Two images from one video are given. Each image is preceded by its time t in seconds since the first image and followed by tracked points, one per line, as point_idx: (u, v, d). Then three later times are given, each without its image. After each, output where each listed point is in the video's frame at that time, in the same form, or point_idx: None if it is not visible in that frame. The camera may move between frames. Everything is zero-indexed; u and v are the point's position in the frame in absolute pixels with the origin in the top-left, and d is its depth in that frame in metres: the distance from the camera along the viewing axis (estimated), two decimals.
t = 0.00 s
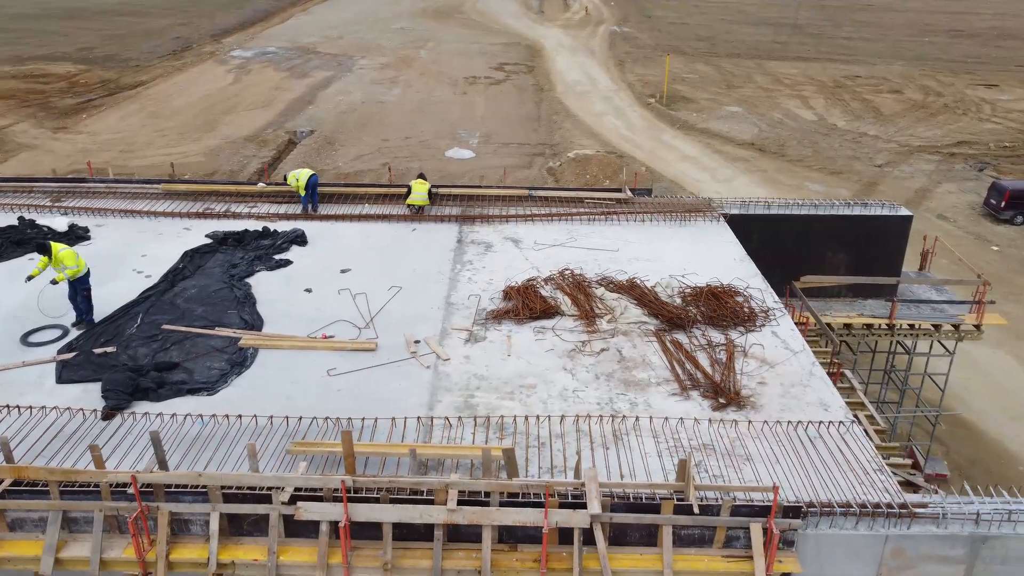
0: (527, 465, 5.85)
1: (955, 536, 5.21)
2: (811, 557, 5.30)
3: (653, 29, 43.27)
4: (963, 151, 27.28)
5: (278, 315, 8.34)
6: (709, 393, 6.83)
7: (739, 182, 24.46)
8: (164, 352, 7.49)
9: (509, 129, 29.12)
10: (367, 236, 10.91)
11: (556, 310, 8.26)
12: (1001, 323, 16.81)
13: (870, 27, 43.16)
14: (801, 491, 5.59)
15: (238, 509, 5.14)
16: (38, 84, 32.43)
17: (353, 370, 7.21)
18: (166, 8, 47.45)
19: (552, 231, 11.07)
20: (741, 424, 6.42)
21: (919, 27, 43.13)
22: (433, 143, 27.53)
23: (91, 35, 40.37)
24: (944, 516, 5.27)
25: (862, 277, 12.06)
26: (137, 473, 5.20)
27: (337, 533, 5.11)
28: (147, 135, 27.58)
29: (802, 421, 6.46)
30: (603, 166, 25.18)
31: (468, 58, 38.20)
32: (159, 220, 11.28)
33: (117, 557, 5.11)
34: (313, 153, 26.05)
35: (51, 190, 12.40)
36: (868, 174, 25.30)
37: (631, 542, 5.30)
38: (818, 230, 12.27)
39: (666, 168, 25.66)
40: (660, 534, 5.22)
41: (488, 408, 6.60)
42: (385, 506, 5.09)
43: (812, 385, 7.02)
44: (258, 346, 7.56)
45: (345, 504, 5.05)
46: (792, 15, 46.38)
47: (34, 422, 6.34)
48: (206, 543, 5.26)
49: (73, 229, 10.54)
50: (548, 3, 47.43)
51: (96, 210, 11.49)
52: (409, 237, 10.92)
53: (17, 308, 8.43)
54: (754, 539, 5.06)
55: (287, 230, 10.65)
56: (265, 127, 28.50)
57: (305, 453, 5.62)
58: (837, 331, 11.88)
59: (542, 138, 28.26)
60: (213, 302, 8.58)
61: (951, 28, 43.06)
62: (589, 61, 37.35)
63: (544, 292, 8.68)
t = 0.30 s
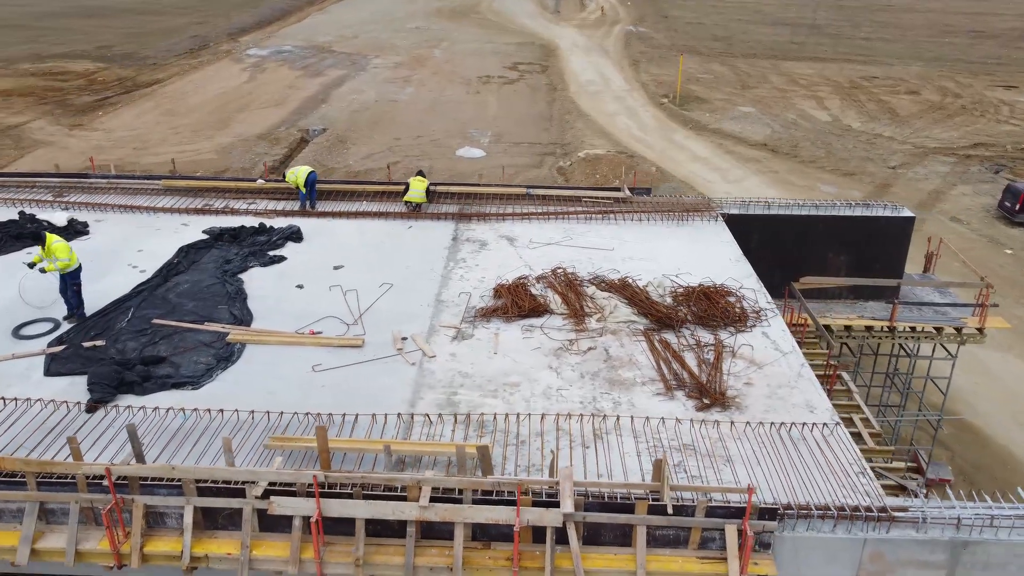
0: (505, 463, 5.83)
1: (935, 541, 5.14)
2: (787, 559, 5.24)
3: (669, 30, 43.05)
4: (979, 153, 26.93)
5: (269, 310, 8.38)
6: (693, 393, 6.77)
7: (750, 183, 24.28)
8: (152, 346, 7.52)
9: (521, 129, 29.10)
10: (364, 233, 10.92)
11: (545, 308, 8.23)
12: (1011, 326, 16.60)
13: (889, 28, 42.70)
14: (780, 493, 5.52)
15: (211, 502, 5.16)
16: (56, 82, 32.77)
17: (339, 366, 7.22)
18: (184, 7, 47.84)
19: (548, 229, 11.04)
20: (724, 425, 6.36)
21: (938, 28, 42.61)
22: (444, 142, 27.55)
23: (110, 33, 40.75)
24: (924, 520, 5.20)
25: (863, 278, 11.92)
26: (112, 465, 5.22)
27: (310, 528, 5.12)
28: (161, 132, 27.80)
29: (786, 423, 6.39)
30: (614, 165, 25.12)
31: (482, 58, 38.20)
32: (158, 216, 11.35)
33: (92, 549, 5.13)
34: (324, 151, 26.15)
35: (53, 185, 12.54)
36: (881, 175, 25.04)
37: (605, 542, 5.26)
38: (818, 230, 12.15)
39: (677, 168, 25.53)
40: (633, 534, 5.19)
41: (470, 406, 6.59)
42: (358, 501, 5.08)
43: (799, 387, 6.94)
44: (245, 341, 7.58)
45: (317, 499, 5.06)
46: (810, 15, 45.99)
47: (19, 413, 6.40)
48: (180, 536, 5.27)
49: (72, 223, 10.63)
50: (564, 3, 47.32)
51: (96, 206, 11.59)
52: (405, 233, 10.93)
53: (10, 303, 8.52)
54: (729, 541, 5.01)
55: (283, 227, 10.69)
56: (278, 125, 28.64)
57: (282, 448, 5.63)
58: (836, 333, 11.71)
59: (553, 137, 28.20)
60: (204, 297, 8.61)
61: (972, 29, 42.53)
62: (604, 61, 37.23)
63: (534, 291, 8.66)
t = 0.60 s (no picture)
0: (482, 461, 5.80)
1: (913, 545, 5.06)
2: (762, 561, 5.18)
3: (685, 30, 42.83)
4: (995, 155, 26.56)
5: (259, 306, 8.40)
6: (677, 393, 6.71)
7: (761, 184, 24.12)
8: (140, 340, 7.57)
9: (533, 128, 29.05)
10: (360, 230, 10.94)
11: (533, 306, 8.21)
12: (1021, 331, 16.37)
13: (908, 28, 42.20)
14: (757, 494, 5.46)
15: (185, 495, 5.18)
16: (74, 80, 33.11)
17: (323, 362, 7.22)
18: (201, 6, 48.18)
19: (543, 228, 11.00)
20: (706, 425, 6.30)
21: (958, 28, 42.08)
22: (455, 141, 27.56)
23: (128, 32, 41.11)
24: (903, 524, 5.12)
25: (862, 279, 11.77)
26: (87, 458, 5.25)
27: (282, 523, 5.13)
28: (175, 129, 28.03)
29: (770, 424, 6.32)
30: (624, 165, 25.04)
31: (496, 57, 38.17)
32: (157, 212, 11.44)
33: (66, 540, 5.17)
34: (335, 150, 26.25)
35: (57, 180, 12.66)
36: (894, 177, 24.77)
37: (577, 541, 5.24)
38: (819, 231, 11.98)
39: (688, 168, 25.39)
40: (607, 533, 5.15)
41: (451, 403, 6.57)
42: (329, 497, 5.08)
43: (786, 388, 6.86)
44: (233, 336, 7.60)
45: (288, 493, 5.05)
46: (828, 16, 45.56)
47: (4, 405, 6.46)
48: (154, 528, 5.29)
49: (72, 218, 10.72)
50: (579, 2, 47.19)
51: (97, 201, 11.69)
52: (400, 231, 10.94)
53: (6, 296, 8.62)
54: (702, 542, 4.96)
55: (279, 223, 10.73)
56: (290, 123, 28.79)
57: (259, 443, 5.64)
58: (834, 334, 11.61)
59: (565, 137, 28.13)
60: (195, 292, 8.65)
61: (993, 30, 41.96)
62: (618, 60, 37.10)
63: (524, 289, 8.62)
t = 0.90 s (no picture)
0: (458, 458, 5.78)
1: (889, 550, 4.99)
2: (736, 564, 5.13)
3: (701, 30, 42.59)
4: (1011, 157, 26.20)
5: (248, 302, 8.43)
6: (660, 392, 6.67)
7: (771, 185, 23.94)
8: (128, 335, 7.61)
9: (544, 128, 29.00)
10: (354, 227, 10.95)
11: (522, 304, 8.16)
12: None
13: (927, 29, 41.73)
14: (733, 495, 5.40)
15: (159, 489, 5.19)
16: (91, 77, 33.42)
17: (308, 358, 7.22)
18: (219, 5, 48.48)
19: (539, 226, 10.96)
20: (687, 425, 6.24)
21: (978, 29, 41.57)
22: (465, 140, 27.56)
23: (145, 30, 41.43)
24: (879, 528, 5.05)
25: (861, 281, 11.63)
26: (62, 450, 5.27)
27: (255, 518, 5.13)
28: (188, 127, 28.22)
29: (751, 425, 6.25)
30: (634, 166, 24.96)
31: (510, 57, 38.14)
32: (155, 208, 11.51)
33: (41, 531, 5.20)
34: (346, 148, 26.33)
35: (59, 176, 12.77)
36: (907, 179, 24.51)
37: (550, 540, 5.20)
38: (819, 232, 11.82)
39: (699, 168, 25.23)
40: (579, 533, 5.12)
41: (433, 401, 6.55)
42: (301, 492, 5.08)
43: (771, 389, 6.79)
44: (219, 331, 7.63)
45: (259, 488, 5.05)
46: (846, 16, 45.14)
47: None
48: (128, 521, 5.31)
49: (70, 213, 10.81)
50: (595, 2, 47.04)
51: (97, 197, 11.78)
52: (396, 228, 10.94)
53: None
54: (673, 542, 4.92)
55: (275, 220, 10.77)
56: (303, 122, 28.90)
57: (235, 437, 5.66)
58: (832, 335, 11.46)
59: (576, 137, 28.04)
60: (186, 287, 8.69)
61: (1014, 31, 41.39)
62: (632, 60, 36.96)
63: (513, 287, 8.59)
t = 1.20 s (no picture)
0: (434, 456, 5.76)
1: (865, 554, 4.92)
2: (709, 565, 5.07)
3: (717, 30, 42.36)
4: None
5: (238, 297, 8.46)
6: (642, 392, 6.62)
7: (782, 186, 23.75)
8: (117, 329, 7.66)
9: (555, 127, 28.95)
10: (349, 224, 10.96)
11: (510, 302, 8.13)
12: None
13: (947, 30, 41.26)
14: (709, 496, 5.35)
15: (133, 482, 5.21)
16: (108, 75, 33.73)
17: (293, 354, 7.24)
18: (235, 4, 48.78)
19: (533, 225, 10.92)
20: (668, 425, 6.19)
21: (999, 30, 41.05)
22: (476, 139, 27.57)
23: (162, 28, 41.77)
24: (855, 532, 4.99)
25: (861, 282, 11.49)
26: (38, 442, 5.31)
27: (227, 512, 5.14)
28: (201, 125, 28.42)
29: (733, 425, 6.19)
30: (644, 166, 24.87)
31: (524, 57, 38.10)
32: (154, 203, 11.59)
33: (17, 523, 5.25)
34: (357, 147, 26.41)
35: (61, 171, 12.90)
36: (920, 181, 24.24)
37: (522, 539, 5.17)
38: (818, 234, 11.71)
39: (710, 169, 25.09)
40: (551, 532, 5.09)
41: (414, 397, 6.54)
42: (273, 487, 5.09)
43: (756, 390, 6.72)
44: (207, 327, 7.66)
45: (231, 482, 5.06)
46: (865, 17, 44.71)
47: None
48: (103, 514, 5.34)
49: (69, 208, 10.91)
50: (611, 1, 46.90)
51: (97, 192, 11.89)
52: (391, 225, 10.94)
53: None
54: (645, 543, 4.87)
55: (271, 216, 10.81)
56: (315, 120, 29.02)
57: (211, 432, 5.67)
58: (831, 337, 11.30)
59: (586, 136, 27.97)
60: (178, 282, 8.73)
61: None
62: (646, 60, 36.82)
63: (503, 285, 8.55)
